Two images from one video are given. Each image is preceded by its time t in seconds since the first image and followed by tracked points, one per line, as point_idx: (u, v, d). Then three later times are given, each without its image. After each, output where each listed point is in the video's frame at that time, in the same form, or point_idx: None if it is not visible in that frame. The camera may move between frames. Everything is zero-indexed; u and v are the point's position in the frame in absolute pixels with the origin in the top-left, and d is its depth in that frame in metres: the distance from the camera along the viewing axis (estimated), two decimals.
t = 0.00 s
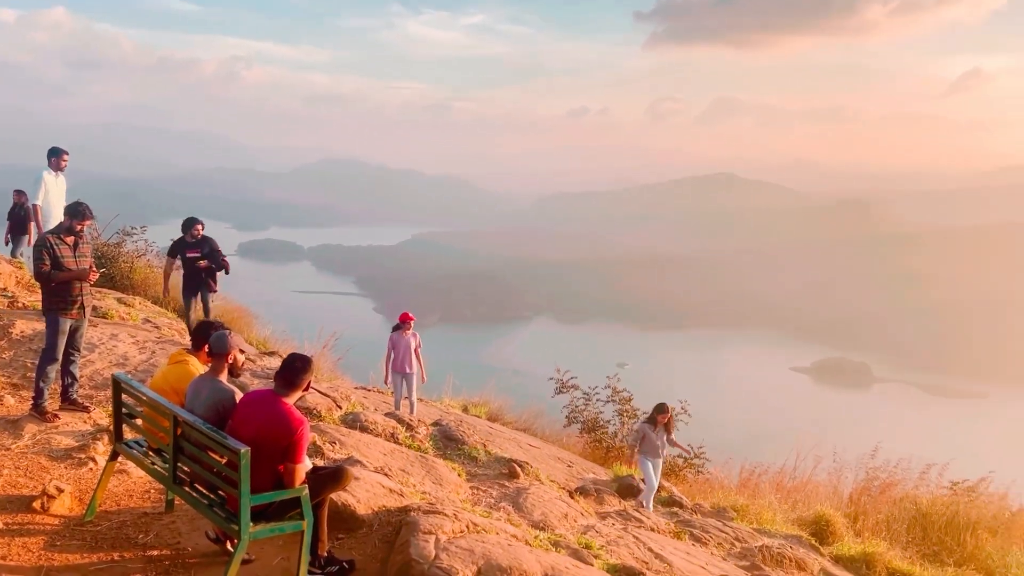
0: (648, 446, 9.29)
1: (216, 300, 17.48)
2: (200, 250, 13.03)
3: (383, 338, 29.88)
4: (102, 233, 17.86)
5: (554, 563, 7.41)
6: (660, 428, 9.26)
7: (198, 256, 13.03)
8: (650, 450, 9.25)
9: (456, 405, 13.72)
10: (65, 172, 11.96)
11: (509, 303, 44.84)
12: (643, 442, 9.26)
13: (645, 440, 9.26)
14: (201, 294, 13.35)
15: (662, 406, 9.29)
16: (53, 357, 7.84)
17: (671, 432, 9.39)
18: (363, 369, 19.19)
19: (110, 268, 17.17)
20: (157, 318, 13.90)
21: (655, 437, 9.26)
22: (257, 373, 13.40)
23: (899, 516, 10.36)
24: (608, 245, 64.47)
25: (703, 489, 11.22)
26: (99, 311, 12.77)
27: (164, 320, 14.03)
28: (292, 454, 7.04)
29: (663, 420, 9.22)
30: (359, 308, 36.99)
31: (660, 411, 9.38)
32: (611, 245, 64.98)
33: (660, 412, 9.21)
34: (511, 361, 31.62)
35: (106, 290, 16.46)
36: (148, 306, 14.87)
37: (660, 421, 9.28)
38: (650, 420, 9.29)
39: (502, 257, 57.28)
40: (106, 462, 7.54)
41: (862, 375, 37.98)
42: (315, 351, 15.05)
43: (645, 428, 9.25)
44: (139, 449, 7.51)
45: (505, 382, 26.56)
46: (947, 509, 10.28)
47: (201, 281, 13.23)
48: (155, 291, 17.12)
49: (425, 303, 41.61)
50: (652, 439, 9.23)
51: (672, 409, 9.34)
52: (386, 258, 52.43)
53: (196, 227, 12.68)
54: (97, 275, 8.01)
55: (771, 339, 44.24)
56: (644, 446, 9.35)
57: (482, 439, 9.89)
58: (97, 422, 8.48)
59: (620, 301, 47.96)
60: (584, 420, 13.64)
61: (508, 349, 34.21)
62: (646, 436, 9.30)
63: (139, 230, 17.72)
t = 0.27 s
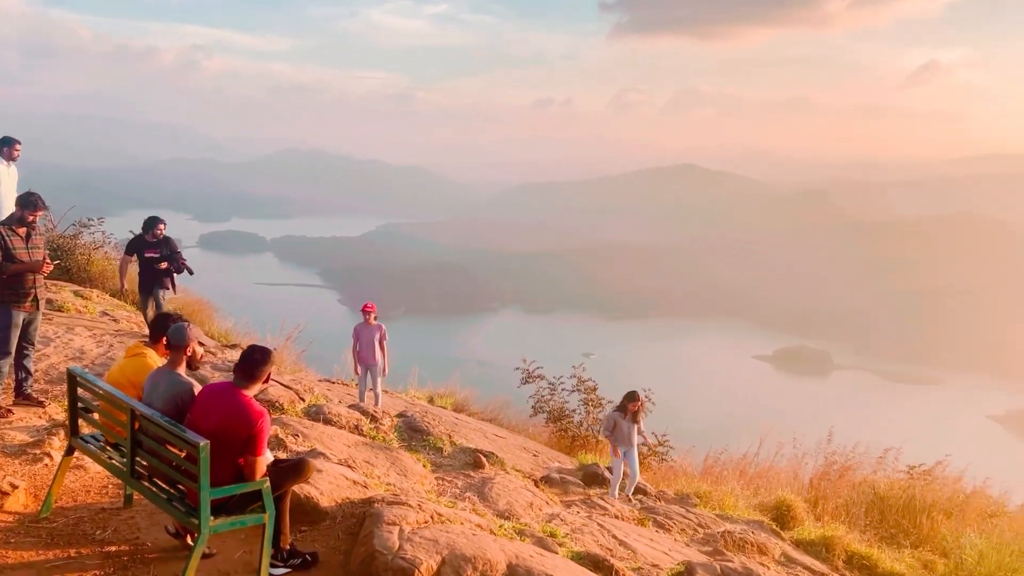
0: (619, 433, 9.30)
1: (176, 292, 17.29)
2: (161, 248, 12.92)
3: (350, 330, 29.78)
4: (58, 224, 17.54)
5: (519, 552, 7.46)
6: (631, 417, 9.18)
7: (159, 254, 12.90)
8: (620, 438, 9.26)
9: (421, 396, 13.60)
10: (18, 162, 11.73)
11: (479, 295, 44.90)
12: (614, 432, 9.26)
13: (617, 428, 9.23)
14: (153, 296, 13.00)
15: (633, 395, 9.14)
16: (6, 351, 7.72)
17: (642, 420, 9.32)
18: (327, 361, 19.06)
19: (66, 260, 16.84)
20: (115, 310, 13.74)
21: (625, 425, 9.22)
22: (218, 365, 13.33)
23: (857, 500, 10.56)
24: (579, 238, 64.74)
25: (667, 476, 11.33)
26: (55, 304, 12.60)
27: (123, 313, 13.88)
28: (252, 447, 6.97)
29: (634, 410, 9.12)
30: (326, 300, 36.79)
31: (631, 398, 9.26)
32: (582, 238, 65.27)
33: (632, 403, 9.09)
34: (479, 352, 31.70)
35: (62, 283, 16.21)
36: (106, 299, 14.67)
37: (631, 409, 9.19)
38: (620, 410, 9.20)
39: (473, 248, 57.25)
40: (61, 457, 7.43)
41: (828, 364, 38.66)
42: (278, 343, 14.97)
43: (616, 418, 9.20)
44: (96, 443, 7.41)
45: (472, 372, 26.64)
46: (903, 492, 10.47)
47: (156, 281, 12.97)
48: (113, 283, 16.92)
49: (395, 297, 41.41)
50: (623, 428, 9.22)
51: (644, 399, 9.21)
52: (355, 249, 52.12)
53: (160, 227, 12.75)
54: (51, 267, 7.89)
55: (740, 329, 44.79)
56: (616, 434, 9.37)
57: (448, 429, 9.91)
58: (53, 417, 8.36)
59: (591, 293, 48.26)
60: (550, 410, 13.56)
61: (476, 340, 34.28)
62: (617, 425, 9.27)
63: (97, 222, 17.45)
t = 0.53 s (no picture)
0: (592, 426, 9.35)
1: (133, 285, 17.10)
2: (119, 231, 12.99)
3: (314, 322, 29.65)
4: (10, 216, 17.22)
5: (481, 541, 7.51)
6: (604, 407, 9.32)
7: (117, 236, 12.96)
8: (595, 429, 9.33)
9: (384, 387, 13.62)
10: None
11: (447, 287, 44.92)
12: (588, 423, 9.32)
13: (591, 420, 9.30)
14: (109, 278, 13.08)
15: (606, 384, 9.32)
16: None
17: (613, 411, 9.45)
18: (289, 353, 18.89)
19: (19, 253, 16.61)
20: (69, 304, 13.57)
21: (600, 415, 9.34)
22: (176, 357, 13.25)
23: (814, 485, 10.77)
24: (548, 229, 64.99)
25: (629, 461, 11.46)
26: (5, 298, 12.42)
27: (77, 306, 13.71)
28: (209, 439, 6.89)
29: (608, 398, 9.26)
30: (292, 293, 36.52)
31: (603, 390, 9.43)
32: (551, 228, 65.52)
33: (605, 391, 9.26)
34: (445, 343, 31.73)
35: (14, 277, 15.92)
36: (60, 293, 14.46)
37: (605, 399, 9.35)
38: (594, 400, 9.31)
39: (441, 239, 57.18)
40: (12, 454, 7.32)
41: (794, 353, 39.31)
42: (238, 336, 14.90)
43: (590, 409, 9.30)
44: (49, 439, 7.31)
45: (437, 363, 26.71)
46: (859, 476, 10.71)
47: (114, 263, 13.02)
48: (68, 276, 16.70)
49: (362, 289, 41.25)
50: (596, 419, 9.30)
51: (616, 389, 9.39)
52: (322, 240, 51.74)
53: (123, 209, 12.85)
54: None
55: (707, 319, 45.32)
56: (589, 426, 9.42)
57: (410, 420, 9.94)
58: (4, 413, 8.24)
59: (560, 284, 48.52)
60: (514, 399, 13.70)
61: (443, 332, 34.31)
62: (591, 416, 9.35)
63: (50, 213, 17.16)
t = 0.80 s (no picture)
0: (566, 413, 9.35)
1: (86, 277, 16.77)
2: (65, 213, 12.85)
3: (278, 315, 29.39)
4: None
5: (442, 531, 7.51)
6: (578, 393, 9.36)
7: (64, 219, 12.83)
8: (569, 417, 9.34)
9: (345, 379, 13.54)
10: None
11: (415, 279, 44.78)
12: (562, 411, 9.32)
13: (565, 407, 9.31)
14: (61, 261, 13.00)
15: (581, 371, 9.37)
16: None
17: (586, 398, 9.52)
18: (249, 346, 18.69)
19: None
20: (18, 298, 13.28)
21: (574, 403, 9.36)
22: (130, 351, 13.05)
23: (773, 470, 10.96)
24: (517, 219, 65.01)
25: (591, 449, 11.57)
26: None
27: (26, 301, 13.44)
28: (162, 434, 6.76)
29: (582, 385, 9.32)
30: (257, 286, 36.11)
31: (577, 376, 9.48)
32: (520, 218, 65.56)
33: (580, 377, 9.32)
34: (412, 335, 31.67)
35: None
36: (8, 287, 14.13)
37: (579, 386, 9.40)
38: (569, 386, 9.34)
39: (410, 229, 56.91)
40: None
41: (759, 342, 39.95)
42: (195, 329, 14.72)
43: (565, 395, 9.32)
44: None
45: (402, 355, 26.68)
46: (815, 461, 10.96)
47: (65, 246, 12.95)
48: (18, 270, 16.33)
49: (329, 282, 40.96)
50: (570, 406, 9.32)
51: (593, 376, 9.45)
52: (288, 231, 51.16)
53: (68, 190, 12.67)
54: None
55: (675, 309, 45.81)
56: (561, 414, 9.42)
57: (370, 412, 9.93)
58: None
59: (528, 275, 48.66)
60: (476, 389, 13.72)
61: (410, 324, 34.24)
62: (565, 403, 9.36)
63: None
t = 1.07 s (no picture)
0: (533, 403, 9.44)
1: (34, 269, 16.36)
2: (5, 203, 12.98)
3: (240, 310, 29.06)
4: None
5: (400, 522, 7.47)
6: (545, 384, 9.43)
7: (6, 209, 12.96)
8: (535, 407, 9.44)
9: (304, 372, 13.43)
10: None
11: (382, 272, 44.57)
12: (529, 401, 9.40)
13: (532, 397, 9.40)
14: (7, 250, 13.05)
15: (549, 361, 9.43)
16: None
17: (555, 388, 9.58)
18: (204, 339, 18.44)
19: None
20: None
21: (542, 393, 9.45)
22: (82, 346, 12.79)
23: (730, 457, 11.16)
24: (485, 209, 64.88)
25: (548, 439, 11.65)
26: None
27: None
28: (111, 429, 6.63)
29: (550, 375, 9.38)
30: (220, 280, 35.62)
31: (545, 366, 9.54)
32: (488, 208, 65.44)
33: (548, 368, 9.38)
34: (377, 328, 31.53)
35: None
36: None
37: (547, 376, 9.46)
38: (536, 376, 9.41)
39: (376, 220, 56.49)
40: None
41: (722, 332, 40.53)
42: (149, 323, 14.49)
43: (532, 386, 9.39)
44: None
45: (366, 347, 26.57)
46: (771, 446, 11.19)
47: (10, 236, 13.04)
48: None
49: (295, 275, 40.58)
50: (537, 397, 9.40)
51: (559, 366, 9.54)
52: (252, 224, 50.47)
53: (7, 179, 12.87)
54: None
55: (640, 300, 46.21)
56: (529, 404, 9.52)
57: (329, 405, 9.88)
58: None
59: (496, 267, 48.72)
60: (437, 380, 13.73)
61: (377, 317, 34.09)
62: (532, 394, 9.45)
63: None
